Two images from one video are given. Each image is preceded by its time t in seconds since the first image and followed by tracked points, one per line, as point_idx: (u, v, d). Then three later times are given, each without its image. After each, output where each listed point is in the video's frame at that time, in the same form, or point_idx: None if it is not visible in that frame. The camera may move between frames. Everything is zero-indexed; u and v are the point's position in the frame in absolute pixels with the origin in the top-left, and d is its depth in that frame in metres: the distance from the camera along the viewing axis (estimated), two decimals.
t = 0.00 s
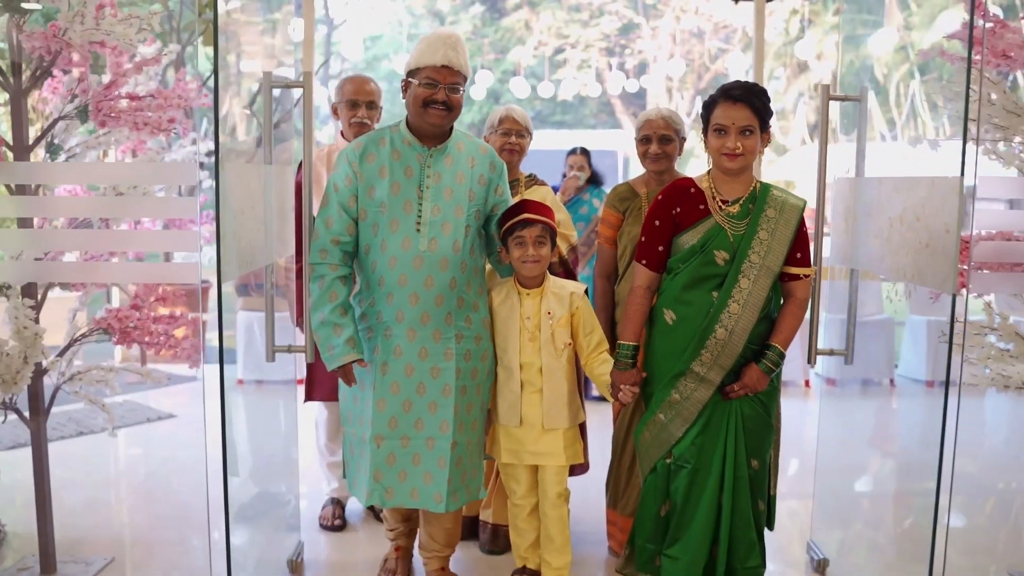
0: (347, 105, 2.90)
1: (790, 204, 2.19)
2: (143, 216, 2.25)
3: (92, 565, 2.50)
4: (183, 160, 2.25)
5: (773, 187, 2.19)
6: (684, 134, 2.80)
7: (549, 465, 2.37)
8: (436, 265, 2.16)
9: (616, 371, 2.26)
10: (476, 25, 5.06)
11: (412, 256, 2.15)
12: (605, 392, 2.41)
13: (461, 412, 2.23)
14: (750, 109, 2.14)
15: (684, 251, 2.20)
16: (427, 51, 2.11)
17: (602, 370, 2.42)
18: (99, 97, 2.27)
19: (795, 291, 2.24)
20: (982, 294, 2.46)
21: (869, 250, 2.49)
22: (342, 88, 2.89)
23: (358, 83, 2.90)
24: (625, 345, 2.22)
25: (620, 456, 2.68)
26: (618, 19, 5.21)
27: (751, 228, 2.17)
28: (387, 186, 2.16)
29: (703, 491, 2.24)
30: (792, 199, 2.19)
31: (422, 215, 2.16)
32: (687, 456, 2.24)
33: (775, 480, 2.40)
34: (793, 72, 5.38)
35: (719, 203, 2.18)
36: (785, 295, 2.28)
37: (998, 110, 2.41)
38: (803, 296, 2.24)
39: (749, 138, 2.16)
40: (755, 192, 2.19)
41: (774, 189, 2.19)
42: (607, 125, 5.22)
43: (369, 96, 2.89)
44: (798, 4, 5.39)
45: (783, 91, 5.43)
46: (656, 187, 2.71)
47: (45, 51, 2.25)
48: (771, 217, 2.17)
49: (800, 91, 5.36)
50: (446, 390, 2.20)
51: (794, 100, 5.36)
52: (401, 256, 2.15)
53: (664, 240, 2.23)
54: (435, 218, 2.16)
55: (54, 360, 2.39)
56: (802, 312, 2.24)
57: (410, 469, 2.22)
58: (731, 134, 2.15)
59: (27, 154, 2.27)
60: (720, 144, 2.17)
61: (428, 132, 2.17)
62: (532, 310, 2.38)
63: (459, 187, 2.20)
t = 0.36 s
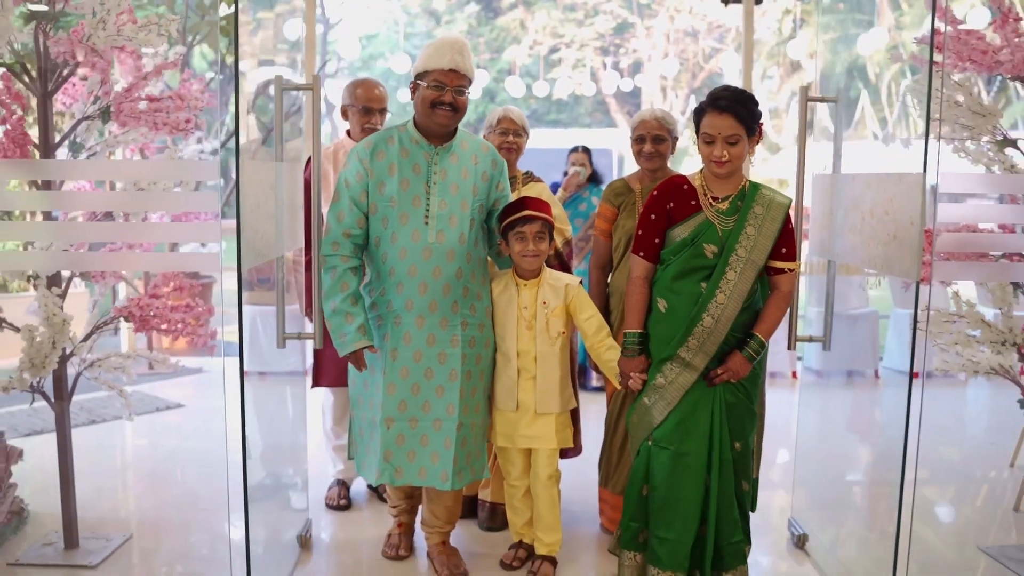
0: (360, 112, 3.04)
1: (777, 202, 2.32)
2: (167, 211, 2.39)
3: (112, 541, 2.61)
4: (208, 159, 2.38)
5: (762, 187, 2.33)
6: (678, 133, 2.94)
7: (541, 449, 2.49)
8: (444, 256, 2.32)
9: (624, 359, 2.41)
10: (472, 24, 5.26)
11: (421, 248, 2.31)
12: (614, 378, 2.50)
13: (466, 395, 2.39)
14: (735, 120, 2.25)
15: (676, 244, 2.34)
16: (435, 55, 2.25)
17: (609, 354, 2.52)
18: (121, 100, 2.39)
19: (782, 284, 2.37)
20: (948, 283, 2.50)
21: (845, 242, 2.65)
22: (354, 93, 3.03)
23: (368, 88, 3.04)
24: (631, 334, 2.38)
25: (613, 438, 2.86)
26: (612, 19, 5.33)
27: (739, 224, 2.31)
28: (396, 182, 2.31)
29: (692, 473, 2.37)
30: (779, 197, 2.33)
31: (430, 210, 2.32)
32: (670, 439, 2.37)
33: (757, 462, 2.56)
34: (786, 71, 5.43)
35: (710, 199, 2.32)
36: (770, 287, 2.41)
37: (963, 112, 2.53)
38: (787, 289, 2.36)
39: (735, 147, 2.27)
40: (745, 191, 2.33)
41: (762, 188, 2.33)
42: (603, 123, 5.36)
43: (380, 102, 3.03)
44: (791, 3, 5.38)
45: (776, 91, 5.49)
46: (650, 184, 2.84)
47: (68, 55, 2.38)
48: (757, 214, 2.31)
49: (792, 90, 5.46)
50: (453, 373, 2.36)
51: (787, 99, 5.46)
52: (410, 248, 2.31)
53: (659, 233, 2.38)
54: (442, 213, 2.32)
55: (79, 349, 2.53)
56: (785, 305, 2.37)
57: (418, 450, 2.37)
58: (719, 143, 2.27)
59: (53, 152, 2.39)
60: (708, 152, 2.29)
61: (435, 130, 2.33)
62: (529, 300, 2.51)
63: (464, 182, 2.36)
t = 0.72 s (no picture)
0: (368, 114, 3.19)
1: (759, 197, 2.45)
2: (185, 202, 2.48)
3: (131, 516, 2.69)
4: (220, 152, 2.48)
5: (745, 182, 2.46)
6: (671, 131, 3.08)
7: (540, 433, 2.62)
8: (450, 246, 2.48)
9: (613, 344, 2.56)
10: (468, 22, 5.48)
11: (429, 238, 2.47)
12: (607, 368, 2.64)
13: (468, 379, 2.54)
14: (707, 119, 2.37)
15: (661, 236, 2.49)
16: (439, 57, 2.40)
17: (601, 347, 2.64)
18: (140, 99, 2.52)
19: (765, 277, 2.49)
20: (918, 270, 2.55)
21: (823, 233, 2.80)
22: (362, 95, 3.17)
23: (375, 89, 3.18)
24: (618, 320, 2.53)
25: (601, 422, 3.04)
26: (608, 17, 5.50)
27: (720, 220, 2.44)
28: (406, 176, 2.47)
29: (686, 453, 2.48)
30: (761, 193, 2.46)
31: (437, 203, 2.48)
32: (662, 419, 2.48)
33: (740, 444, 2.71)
34: (780, 69, 5.56)
35: (695, 195, 2.46)
36: (754, 279, 2.54)
37: (932, 112, 2.60)
38: (772, 281, 2.49)
39: (708, 146, 2.39)
40: (728, 187, 2.47)
41: (746, 184, 2.45)
42: (598, 121, 5.47)
43: (385, 101, 3.18)
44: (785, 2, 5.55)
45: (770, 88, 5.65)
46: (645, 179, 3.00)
47: (90, 57, 2.51)
48: (740, 209, 2.44)
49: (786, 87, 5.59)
50: (456, 358, 2.51)
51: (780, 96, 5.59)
52: (419, 238, 2.47)
53: (647, 225, 2.53)
54: (449, 205, 2.48)
55: (104, 331, 2.67)
56: (767, 297, 2.49)
57: (422, 430, 2.53)
58: (691, 141, 2.41)
59: (77, 148, 2.52)
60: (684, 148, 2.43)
61: (441, 127, 2.49)
62: (529, 291, 2.63)
63: (469, 178, 2.52)
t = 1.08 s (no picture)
0: (377, 116, 3.34)
1: (742, 192, 2.58)
2: (205, 197, 2.62)
3: (151, 496, 2.79)
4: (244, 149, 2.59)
5: (728, 179, 2.59)
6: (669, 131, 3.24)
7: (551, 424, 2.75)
8: (457, 240, 2.62)
9: (609, 338, 2.70)
10: (467, 22, 5.51)
11: (438, 232, 2.61)
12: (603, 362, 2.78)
13: (472, 368, 2.67)
14: (676, 118, 2.50)
15: (647, 233, 2.62)
16: (449, 65, 2.54)
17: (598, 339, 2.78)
18: (162, 99, 2.64)
19: (750, 272, 2.59)
20: (896, 260, 2.67)
21: (811, 227, 2.97)
22: (372, 98, 3.32)
23: (384, 91, 3.33)
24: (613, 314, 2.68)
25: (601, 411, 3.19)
26: (605, 18, 5.59)
27: (699, 218, 2.56)
28: (417, 173, 2.62)
29: (682, 438, 2.60)
30: (744, 189, 2.58)
31: (446, 199, 2.62)
32: (655, 407, 2.60)
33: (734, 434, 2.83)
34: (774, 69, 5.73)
35: (679, 194, 2.59)
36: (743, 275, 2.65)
37: (912, 112, 2.65)
38: (757, 276, 2.59)
39: (677, 143, 2.52)
40: (712, 184, 2.59)
41: (728, 182, 2.58)
42: (596, 120, 5.67)
43: (392, 103, 3.33)
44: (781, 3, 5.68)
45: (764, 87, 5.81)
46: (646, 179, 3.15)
47: (112, 60, 2.64)
48: (722, 205, 2.56)
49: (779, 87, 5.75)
50: (461, 347, 2.64)
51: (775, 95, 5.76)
52: (429, 232, 2.61)
53: (636, 225, 2.68)
54: (457, 201, 2.62)
55: (129, 319, 2.77)
56: (752, 293, 2.58)
57: (427, 417, 2.66)
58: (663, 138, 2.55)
59: (101, 146, 2.64)
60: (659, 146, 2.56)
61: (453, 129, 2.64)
62: (543, 285, 2.76)
63: (478, 175, 2.64)
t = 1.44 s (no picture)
0: (388, 121, 3.47)
1: (728, 186, 2.65)
2: (218, 196, 2.74)
3: (170, 483, 2.95)
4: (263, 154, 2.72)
5: (714, 174, 2.68)
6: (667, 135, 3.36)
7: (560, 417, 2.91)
8: (464, 241, 2.75)
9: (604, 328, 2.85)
10: (467, 22, 5.63)
11: (445, 234, 2.74)
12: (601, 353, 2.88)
13: (479, 363, 2.81)
14: (658, 118, 2.61)
15: (638, 228, 2.76)
16: (450, 88, 2.62)
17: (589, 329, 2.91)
18: (182, 104, 2.77)
19: (732, 265, 2.64)
20: (879, 256, 2.81)
21: (800, 224, 3.11)
22: (384, 104, 3.45)
23: (395, 97, 3.46)
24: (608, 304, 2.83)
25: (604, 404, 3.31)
26: (605, 17, 5.73)
27: (683, 212, 2.66)
28: (424, 177, 2.73)
29: (666, 425, 2.70)
30: (731, 183, 2.66)
31: (453, 202, 2.75)
32: (645, 395, 2.74)
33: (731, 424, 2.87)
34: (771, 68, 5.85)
35: (669, 190, 2.70)
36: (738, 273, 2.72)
37: (896, 115, 2.78)
38: (740, 268, 2.62)
39: (657, 140, 2.63)
40: (700, 180, 2.68)
41: (715, 178, 2.67)
42: (596, 119, 5.74)
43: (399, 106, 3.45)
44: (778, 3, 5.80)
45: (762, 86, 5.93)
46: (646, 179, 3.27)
47: (136, 66, 2.77)
48: (705, 199, 2.65)
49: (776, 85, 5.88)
50: (468, 344, 2.78)
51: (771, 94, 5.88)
52: (436, 234, 2.74)
53: (632, 220, 2.82)
54: (463, 205, 2.75)
55: (152, 313, 2.91)
56: (737, 284, 2.62)
57: (436, 410, 2.80)
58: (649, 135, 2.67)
59: (123, 149, 2.77)
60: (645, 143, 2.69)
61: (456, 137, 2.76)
62: (556, 281, 2.92)
63: (483, 177, 2.77)
